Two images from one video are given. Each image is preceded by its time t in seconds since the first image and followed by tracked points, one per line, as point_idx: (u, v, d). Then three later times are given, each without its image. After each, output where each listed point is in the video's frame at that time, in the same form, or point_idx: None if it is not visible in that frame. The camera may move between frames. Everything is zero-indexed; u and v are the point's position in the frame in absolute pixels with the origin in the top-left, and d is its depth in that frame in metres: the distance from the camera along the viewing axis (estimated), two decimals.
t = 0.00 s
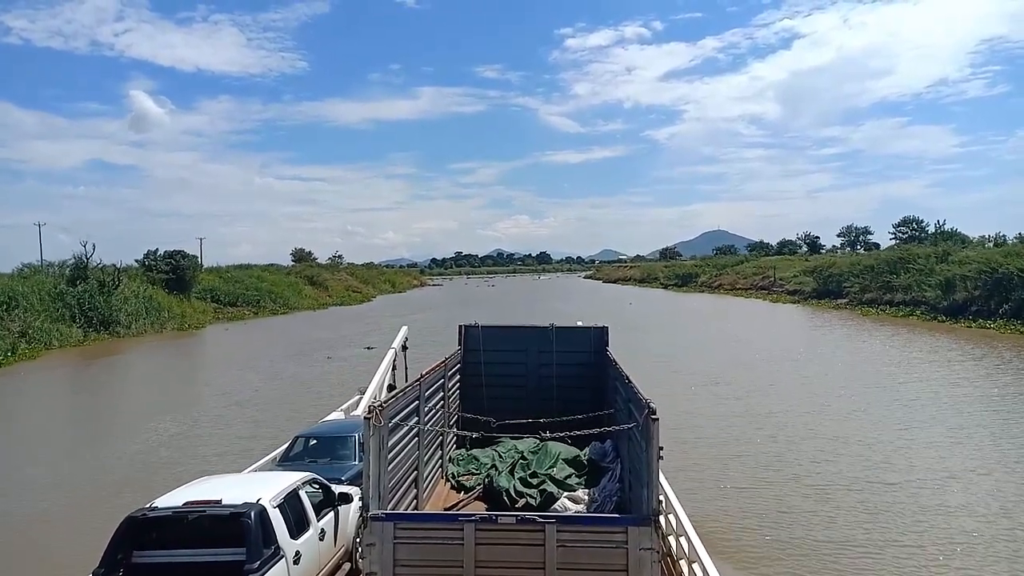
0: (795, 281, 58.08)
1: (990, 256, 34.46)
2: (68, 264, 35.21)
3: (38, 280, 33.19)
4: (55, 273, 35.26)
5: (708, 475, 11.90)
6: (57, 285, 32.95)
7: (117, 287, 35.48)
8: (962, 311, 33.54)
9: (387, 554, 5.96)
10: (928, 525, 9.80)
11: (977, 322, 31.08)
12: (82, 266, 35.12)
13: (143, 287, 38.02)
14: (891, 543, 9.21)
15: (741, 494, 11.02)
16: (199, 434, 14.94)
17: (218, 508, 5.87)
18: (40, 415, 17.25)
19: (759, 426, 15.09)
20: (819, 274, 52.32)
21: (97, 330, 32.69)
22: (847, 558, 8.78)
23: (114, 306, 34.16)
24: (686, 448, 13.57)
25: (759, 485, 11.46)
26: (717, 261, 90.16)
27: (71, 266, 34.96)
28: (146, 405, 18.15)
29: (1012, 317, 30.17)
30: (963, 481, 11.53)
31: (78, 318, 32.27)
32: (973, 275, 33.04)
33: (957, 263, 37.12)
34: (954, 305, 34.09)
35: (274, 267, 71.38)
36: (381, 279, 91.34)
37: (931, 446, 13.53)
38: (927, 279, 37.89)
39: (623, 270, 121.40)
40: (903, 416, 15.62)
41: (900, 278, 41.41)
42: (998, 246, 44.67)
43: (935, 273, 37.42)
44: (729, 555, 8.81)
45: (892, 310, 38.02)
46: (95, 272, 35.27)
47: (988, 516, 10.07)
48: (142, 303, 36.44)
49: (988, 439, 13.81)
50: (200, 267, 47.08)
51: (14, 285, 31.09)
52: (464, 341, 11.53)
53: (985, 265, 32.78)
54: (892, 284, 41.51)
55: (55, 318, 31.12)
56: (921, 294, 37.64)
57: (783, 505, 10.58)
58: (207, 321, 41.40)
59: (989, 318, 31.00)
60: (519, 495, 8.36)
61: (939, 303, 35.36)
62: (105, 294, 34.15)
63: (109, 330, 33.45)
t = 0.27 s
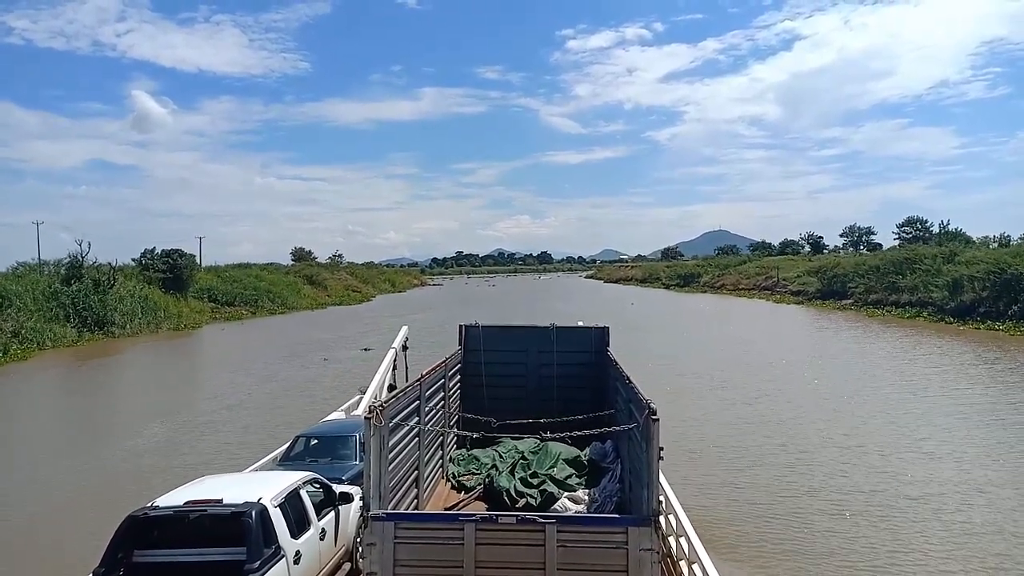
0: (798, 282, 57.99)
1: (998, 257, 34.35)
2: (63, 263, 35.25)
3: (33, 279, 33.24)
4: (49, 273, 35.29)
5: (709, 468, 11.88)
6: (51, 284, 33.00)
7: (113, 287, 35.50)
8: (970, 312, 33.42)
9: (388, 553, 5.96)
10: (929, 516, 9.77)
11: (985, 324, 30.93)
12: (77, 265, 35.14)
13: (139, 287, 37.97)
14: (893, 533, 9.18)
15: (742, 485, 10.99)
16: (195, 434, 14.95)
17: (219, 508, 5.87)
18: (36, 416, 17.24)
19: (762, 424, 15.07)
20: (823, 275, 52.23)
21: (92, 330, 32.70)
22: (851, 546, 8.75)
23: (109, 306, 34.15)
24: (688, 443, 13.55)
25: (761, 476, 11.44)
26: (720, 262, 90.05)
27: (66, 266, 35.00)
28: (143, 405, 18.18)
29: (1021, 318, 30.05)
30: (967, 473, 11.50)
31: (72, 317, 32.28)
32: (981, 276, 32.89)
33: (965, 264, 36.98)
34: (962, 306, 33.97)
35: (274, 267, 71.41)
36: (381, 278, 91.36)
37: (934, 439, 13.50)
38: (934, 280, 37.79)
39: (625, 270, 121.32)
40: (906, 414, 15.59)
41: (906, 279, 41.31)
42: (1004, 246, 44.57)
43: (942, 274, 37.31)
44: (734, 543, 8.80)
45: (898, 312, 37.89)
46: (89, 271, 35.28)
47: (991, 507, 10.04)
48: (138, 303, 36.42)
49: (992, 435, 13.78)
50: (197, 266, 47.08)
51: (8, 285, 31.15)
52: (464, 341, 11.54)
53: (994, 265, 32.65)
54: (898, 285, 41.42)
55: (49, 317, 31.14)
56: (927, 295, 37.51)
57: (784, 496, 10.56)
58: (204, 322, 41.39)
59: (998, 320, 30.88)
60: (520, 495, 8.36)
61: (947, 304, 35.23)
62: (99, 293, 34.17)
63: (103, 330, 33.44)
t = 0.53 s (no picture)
0: (798, 282, 58.05)
1: (1000, 258, 34.37)
2: (55, 263, 35.12)
3: (24, 280, 33.17)
4: (41, 274, 35.21)
5: (707, 472, 11.90)
6: (43, 285, 32.92)
7: (105, 288, 35.43)
8: (972, 313, 33.43)
9: (386, 554, 5.96)
10: (928, 519, 9.80)
11: (989, 325, 30.94)
12: (69, 265, 34.99)
13: (132, 288, 37.86)
14: (891, 537, 9.21)
15: (740, 490, 11.00)
16: (189, 436, 14.93)
17: (217, 509, 5.86)
18: (28, 418, 17.18)
19: (761, 426, 15.08)
20: (823, 276, 52.27)
21: (84, 331, 32.64)
22: (851, 550, 8.77)
23: (101, 307, 34.09)
24: (686, 446, 13.56)
25: (759, 480, 11.45)
26: (718, 262, 90.11)
27: (58, 267, 34.93)
28: (138, 407, 18.19)
29: None
30: (965, 478, 11.52)
31: (64, 318, 32.14)
32: (983, 277, 32.89)
33: (966, 265, 37.04)
34: (964, 307, 33.98)
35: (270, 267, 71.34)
36: (377, 279, 91.28)
37: (933, 443, 13.53)
38: (936, 281, 37.82)
39: (623, 271, 121.33)
40: (905, 417, 15.61)
41: (906, 279, 41.36)
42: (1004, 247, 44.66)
43: (943, 275, 37.34)
44: (733, 546, 8.81)
45: (899, 313, 37.94)
46: (82, 272, 35.22)
47: (990, 512, 10.06)
48: (130, 304, 36.31)
49: (992, 438, 13.81)
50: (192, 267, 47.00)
51: None
52: (462, 341, 11.53)
53: (996, 266, 32.65)
54: (899, 285, 41.47)
55: (41, 318, 31.06)
56: (929, 296, 37.54)
57: (782, 498, 10.58)
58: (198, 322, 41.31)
59: (1000, 321, 30.90)
60: (518, 495, 8.36)
61: (949, 305, 35.25)
62: (91, 294, 34.04)
63: (95, 331, 33.30)
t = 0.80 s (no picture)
0: (800, 281, 58.02)
1: (1006, 256, 34.26)
2: (49, 262, 35.10)
3: (19, 280, 33.14)
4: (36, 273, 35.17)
5: (707, 468, 11.90)
6: (38, 285, 32.88)
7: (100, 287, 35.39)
8: (979, 312, 33.35)
9: (385, 554, 5.95)
10: (930, 515, 9.79)
11: (996, 323, 30.85)
12: (63, 265, 34.96)
13: (128, 287, 37.85)
14: (893, 533, 9.20)
15: (741, 486, 10.99)
16: (187, 437, 14.94)
17: (216, 509, 5.85)
18: (24, 418, 17.16)
19: (762, 424, 15.06)
20: (826, 274, 52.22)
21: (79, 331, 32.60)
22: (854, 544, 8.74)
23: (96, 307, 34.05)
24: (687, 444, 13.55)
25: (761, 476, 11.44)
26: (719, 261, 90.08)
27: (53, 266, 34.88)
28: (134, 407, 18.21)
29: None
30: (968, 473, 11.50)
31: (58, 318, 32.09)
32: (989, 275, 32.79)
33: (973, 262, 36.98)
34: (970, 305, 33.90)
35: (270, 267, 71.35)
36: (376, 278, 91.30)
37: (935, 440, 13.54)
38: (941, 279, 37.74)
39: (623, 269, 121.30)
40: (908, 414, 15.61)
41: (911, 278, 41.31)
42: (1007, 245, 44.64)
43: (948, 273, 37.26)
44: (734, 542, 8.78)
45: (904, 311, 37.90)
46: (77, 272, 35.17)
47: (992, 506, 10.04)
48: (126, 304, 36.27)
49: (994, 434, 13.80)
50: (189, 267, 46.97)
51: None
52: (462, 341, 11.52)
53: (1003, 264, 32.52)
54: (904, 283, 41.41)
55: (35, 319, 31.02)
56: (935, 294, 37.49)
57: (783, 495, 10.57)
58: (194, 322, 41.30)
59: (1007, 319, 30.83)
60: (518, 495, 8.34)
61: (954, 303, 35.15)
62: (86, 294, 34.00)
63: (89, 331, 33.24)
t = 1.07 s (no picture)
0: (803, 281, 57.98)
1: (1012, 256, 34.16)
2: (43, 263, 35.06)
3: (12, 281, 33.10)
4: (30, 273, 35.13)
5: (707, 472, 11.89)
6: (32, 285, 32.83)
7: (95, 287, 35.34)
8: (985, 313, 33.25)
9: (386, 554, 5.96)
10: (931, 521, 9.80)
11: (1002, 325, 30.80)
12: (57, 265, 34.91)
13: (124, 287, 37.84)
14: (894, 540, 9.20)
15: (741, 491, 11.00)
16: (183, 437, 14.94)
17: (217, 508, 5.86)
18: (19, 420, 17.14)
19: (763, 427, 15.07)
20: (829, 274, 52.18)
21: (73, 332, 32.58)
22: (852, 553, 8.75)
23: (90, 307, 34.01)
24: (687, 447, 13.56)
25: (760, 483, 11.45)
26: (720, 261, 90.03)
27: (47, 267, 34.84)
28: (130, 408, 18.22)
29: None
30: (969, 481, 11.49)
31: (51, 319, 32.04)
32: (996, 275, 32.67)
33: (979, 263, 36.90)
34: (976, 306, 33.81)
35: (269, 267, 71.34)
36: (376, 278, 91.30)
37: (936, 445, 13.54)
38: (947, 279, 37.67)
39: (624, 269, 121.25)
40: (909, 418, 15.62)
41: (916, 278, 41.25)
42: (1012, 245, 44.56)
43: (954, 273, 37.17)
44: (734, 549, 8.80)
45: (909, 312, 37.83)
46: (71, 272, 35.12)
47: (993, 514, 10.03)
48: (120, 304, 36.24)
49: (997, 439, 13.80)
50: (186, 267, 46.97)
51: None
52: (462, 341, 11.52)
53: (1010, 264, 32.43)
54: (908, 284, 41.35)
55: (28, 320, 30.98)
56: (940, 295, 37.42)
57: (784, 500, 10.58)
58: (190, 323, 41.30)
59: (1013, 321, 30.77)
60: (518, 494, 8.34)
61: (960, 304, 35.07)
62: (79, 294, 33.95)
63: (83, 332, 33.19)
